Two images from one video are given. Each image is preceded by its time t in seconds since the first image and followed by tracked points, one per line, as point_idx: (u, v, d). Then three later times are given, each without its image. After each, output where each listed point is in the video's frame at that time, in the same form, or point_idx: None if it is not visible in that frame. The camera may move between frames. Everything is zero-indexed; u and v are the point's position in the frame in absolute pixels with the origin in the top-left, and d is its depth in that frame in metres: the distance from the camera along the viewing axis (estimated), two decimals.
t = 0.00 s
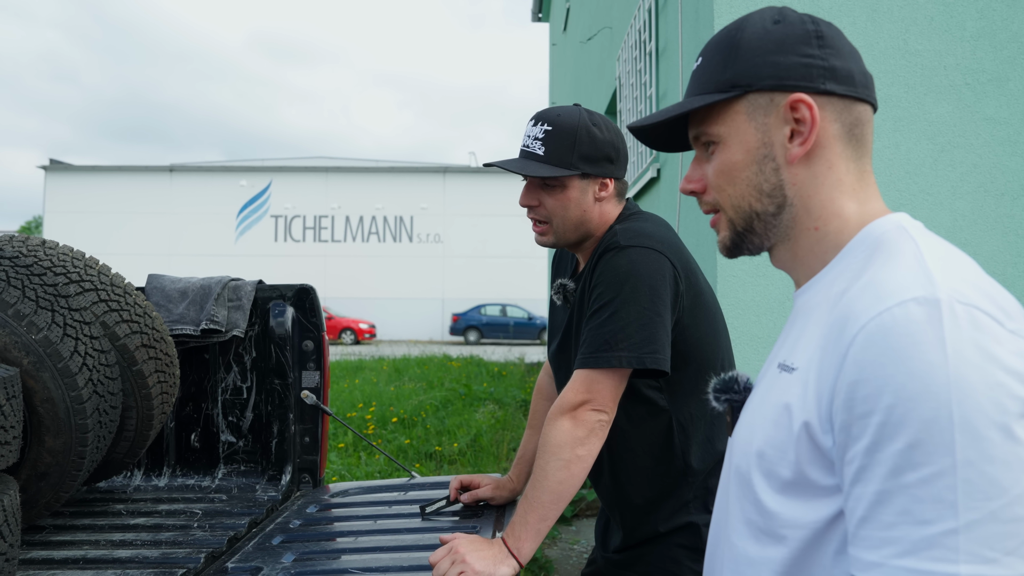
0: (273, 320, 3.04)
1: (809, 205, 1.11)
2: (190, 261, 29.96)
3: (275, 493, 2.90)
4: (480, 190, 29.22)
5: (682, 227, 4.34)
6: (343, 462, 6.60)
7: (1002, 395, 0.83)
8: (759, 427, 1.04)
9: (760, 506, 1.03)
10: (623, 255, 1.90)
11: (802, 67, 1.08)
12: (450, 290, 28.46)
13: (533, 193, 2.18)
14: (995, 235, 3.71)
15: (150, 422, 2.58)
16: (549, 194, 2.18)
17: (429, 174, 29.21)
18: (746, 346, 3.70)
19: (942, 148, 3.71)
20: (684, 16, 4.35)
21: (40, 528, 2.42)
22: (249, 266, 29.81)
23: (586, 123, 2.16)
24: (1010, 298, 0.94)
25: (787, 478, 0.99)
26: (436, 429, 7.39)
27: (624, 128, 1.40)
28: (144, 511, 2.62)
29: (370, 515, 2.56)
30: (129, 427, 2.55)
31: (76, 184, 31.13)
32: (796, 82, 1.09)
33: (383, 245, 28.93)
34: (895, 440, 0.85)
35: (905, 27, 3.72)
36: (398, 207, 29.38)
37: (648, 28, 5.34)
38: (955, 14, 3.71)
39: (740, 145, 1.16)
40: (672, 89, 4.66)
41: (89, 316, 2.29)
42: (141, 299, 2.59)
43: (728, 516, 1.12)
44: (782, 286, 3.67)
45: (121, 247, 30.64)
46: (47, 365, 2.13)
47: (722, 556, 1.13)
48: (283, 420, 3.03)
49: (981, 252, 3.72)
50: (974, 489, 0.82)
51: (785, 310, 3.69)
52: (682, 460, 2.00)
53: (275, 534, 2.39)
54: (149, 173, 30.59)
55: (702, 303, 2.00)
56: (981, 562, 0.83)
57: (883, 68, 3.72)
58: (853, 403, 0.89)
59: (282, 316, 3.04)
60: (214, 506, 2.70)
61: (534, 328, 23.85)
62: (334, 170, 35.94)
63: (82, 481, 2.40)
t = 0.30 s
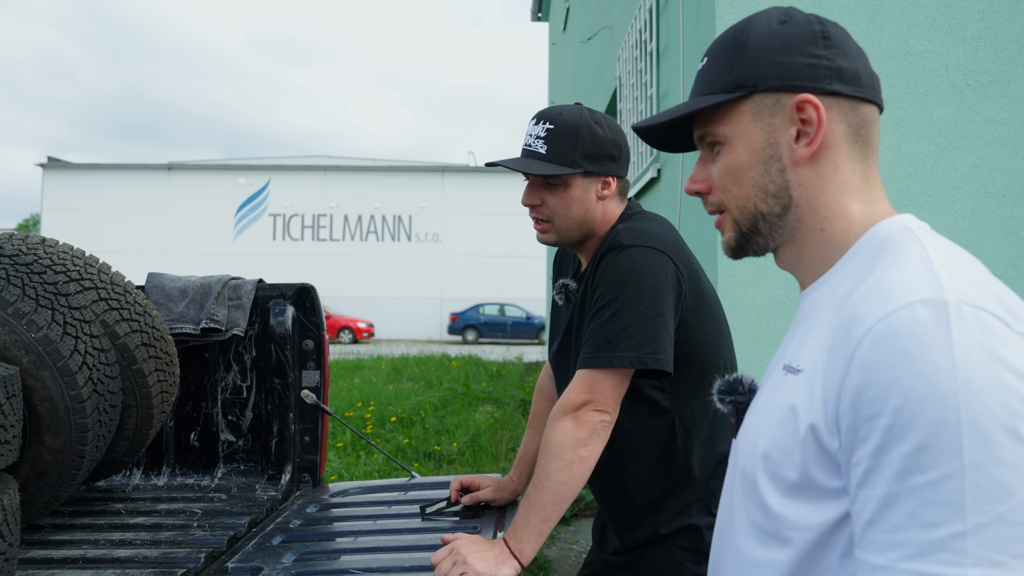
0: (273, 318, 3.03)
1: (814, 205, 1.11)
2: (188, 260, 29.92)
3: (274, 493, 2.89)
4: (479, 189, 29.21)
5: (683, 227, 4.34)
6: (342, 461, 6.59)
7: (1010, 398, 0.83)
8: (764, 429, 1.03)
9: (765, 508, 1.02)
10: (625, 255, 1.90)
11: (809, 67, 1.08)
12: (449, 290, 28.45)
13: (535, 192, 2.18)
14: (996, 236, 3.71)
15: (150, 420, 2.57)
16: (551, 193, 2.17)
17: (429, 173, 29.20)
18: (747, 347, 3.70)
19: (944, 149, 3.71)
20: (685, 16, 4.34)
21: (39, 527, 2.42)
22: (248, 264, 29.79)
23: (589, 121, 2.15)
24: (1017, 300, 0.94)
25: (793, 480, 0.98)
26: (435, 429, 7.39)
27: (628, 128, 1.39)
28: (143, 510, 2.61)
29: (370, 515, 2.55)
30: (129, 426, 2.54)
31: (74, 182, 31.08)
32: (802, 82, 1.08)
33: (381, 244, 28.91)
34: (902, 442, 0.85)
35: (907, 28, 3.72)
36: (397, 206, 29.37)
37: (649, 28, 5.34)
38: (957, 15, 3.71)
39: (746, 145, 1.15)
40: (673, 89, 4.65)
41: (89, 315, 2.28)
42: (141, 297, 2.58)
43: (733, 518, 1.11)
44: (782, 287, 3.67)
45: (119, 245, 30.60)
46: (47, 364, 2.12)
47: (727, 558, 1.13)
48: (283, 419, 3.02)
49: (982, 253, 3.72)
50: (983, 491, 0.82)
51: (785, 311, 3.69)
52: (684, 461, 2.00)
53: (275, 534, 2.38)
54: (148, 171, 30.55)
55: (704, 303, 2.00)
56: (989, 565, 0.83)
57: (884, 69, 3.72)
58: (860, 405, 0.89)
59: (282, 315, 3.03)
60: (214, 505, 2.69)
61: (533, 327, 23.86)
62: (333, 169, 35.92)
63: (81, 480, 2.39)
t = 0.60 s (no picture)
0: (271, 319, 3.02)
1: (817, 205, 1.10)
2: (186, 260, 29.89)
3: (273, 494, 2.88)
4: (477, 189, 29.20)
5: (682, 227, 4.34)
6: (341, 462, 6.58)
7: (1017, 399, 0.82)
8: (766, 430, 1.02)
9: (768, 511, 1.01)
10: (628, 255, 1.89)
11: (811, 66, 1.07)
12: (447, 290, 28.44)
13: (538, 192, 2.17)
14: (996, 236, 3.71)
15: (147, 422, 2.56)
16: (554, 193, 2.16)
17: (427, 173, 29.19)
18: (746, 346, 3.69)
19: (943, 148, 3.70)
20: (683, 16, 4.34)
21: (36, 529, 2.40)
22: (246, 264, 29.76)
23: (591, 120, 2.14)
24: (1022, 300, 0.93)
25: (797, 483, 0.97)
26: (434, 429, 7.38)
27: (629, 127, 1.38)
28: (141, 512, 2.60)
29: (369, 516, 2.54)
30: (126, 427, 2.53)
31: (72, 183, 31.05)
32: (805, 81, 1.07)
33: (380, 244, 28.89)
34: (908, 444, 0.84)
35: (906, 27, 3.71)
36: (395, 207, 29.35)
37: (647, 27, 5.33)
38: (956, 14, 3.70)
39: (747, 145, 1.14)
40: (672, 88, 4.65)
41: (86, 316, 2.27)
42: (138, 298, 2.56)
43: (735, 521, 1.10)
44: (782, 287, 3.66)
45: (117, 246, 30.56)
46: (44, 366, 2.11)
47: (729, 561, 1.12)
48: (282, 421, 3.01)
49: (982, 252, 3.71)
50: (989, 494, 0.81)
51: (785, 311, 3.68)
52: (685, 462, 1.99)
53: (274, 536, 2.37)
54: (145, 172, 30.52)
55: (706, 304, 1.99)
56: (996, 569, 0.82)
57: (883, 68, 3.71)
58: (864, 406, 0.88)
59: (281, 316, 3.01)
60: (212, 507, 2.68)
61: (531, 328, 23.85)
62: (332, 169, 35.89)
63: (79, 482, 2.37)
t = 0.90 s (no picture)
0: (266, 321, 3.00)
1: (810, 206, 1.09)
2: (183, 261, 29.84)
3: (267, 496, 2.86)
4: (475, 189, 29.19)
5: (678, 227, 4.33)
6: (338, 463, 6.57)
7: (1009, 402, 0.81)
8: (757, 433, 1.01)
9: (759, 515, 1.00)
10: (623, 257, 1.88)
11: (804, 66, 1.06)
12: (445, 290, 28.42)
13: (532, 193, 2.16)
14: (992, 235, 3.70)
15: (140, 425, 2.54)
16: (549, 194, 2.15)
17: (424, 174, 29.16)
18: (743, 347, 3.68)
19: (940, 147, 3.70)
20: (679, 15, 4.33)
21: (28, 533, 2.39)
22: (244, 265, 29.73)
23: (586, 121, 2.13)
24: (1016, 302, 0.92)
25: (788, 486, 0.96)
26: (431, 429, 7.37)
27: (621, 127, 1.37)
28: (134, 515, 2.58)
29: (363, 519, 2.53)
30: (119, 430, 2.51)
31: (69, 183, 30.98)
32: (798, 81, 1.06)
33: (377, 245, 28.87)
34: (898, 447, 0.83)
35: (902, 26, 3.70)
36: (393, 207, 29.33)
37: (643, 27, 5.32)
38: (952, 13, 3.70)
39: (740, 145, 1.13)
40: (668, 87, 4.63)
41: (77, 318, 2.25)
42: (131, 300, 2.55)
43: (727, 524, 1.09)
44: (779, 287, 3.66)
45: (114, 246, 30.50)
46: (35, 368, 2.09)
47: (721, 564, 1.11)
48: (276, 423, 2.99)
49: (979, 252, 3.71)
50: (980, 498, 0.80)
51: (782, 311, 3.67)
52: (681, 463, 1.98)
53: (267, 539, 2.36)
54: (143, 173, 30.48)
55: (701, 305, 1.98)
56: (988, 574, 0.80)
57: (880, 67, 3.71)
58: (854, 410, 0.87)
59: (275, 317, 3.00)
60: (206, 510, 2.67)
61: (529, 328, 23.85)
62: (329, 169, 35.86)
63: (71, 485, 2.36)
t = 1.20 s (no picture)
0: (256, 322, 2.97)
1: (793, 204, 1.08)
2: (180, 262, 29.81)
3: (257, 499, 2.85)
4: (472, 189, 29.18)
5: (672, 226, 4.32)
6: (334, 464, 6.56)
7: (992, 402, 0.80)
8: (740, 435, 1.00)
9: (742, 517, 0.99)
10: (613, 257, 1.86)
11: (786, 62, 1.05)
12: (443, 291, 28.40)
13: (521, 194, 2.14)
14: (987, 233, 3.68)
15: (129, 427, 2.52)
16: (537, 195, 2.14)
17: (422, 174, 29.15)
18: (736, 346, 3.67)
19: (934, 146, 3.69)
20: (673, 13, 4.33)
21: (16, 536, 2.37)
22: (240, 265, 29.69)
23: (575, 121, 2.12)
24: (1001, 300, 0.90)
25: (770, 488, 0.95)
26: (428, 429, 7.36)
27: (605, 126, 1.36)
28: (123, 518, 2.56)
29: (354, 522, 2.52)
30: (107, 433, 2.49)
31: (65, 185, 30.94)
32: (780, 77, 1.05)
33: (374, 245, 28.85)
34: (879, 448, 0.81)
35: (895, 24, 3.70)
36: (390, 207, 29.32)
37: (638, 26, 5.32)
38: (946, 10, 3.69)
39: (723, 144, 1.12)
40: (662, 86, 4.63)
41: (63, 320, 2.23)
42: (119, 302, 2.53)
43: (710, 527, 1.08)
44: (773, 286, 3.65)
45: (111, 248, 30.46)
46: (20, 371, 2.08)
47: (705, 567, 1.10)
48: (266, 425, 2.97)
49: (973, 250, 3.69)
50: (963, 500, 0.78)
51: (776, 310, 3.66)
52: (672, 464, 1.96)
53: (256, 542, 2.34)
54: (139, 174, 30.45)
55: (692, 305, 1.96)
56: None
57: (872, 65, 3.71)
58: (836, 410, 0.85)
59: (265, 319, 2.97)
60: (196, 513, 2.65)
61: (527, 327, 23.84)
62: (326, 170, 35.82)
63: (58, 489, 2.34)
